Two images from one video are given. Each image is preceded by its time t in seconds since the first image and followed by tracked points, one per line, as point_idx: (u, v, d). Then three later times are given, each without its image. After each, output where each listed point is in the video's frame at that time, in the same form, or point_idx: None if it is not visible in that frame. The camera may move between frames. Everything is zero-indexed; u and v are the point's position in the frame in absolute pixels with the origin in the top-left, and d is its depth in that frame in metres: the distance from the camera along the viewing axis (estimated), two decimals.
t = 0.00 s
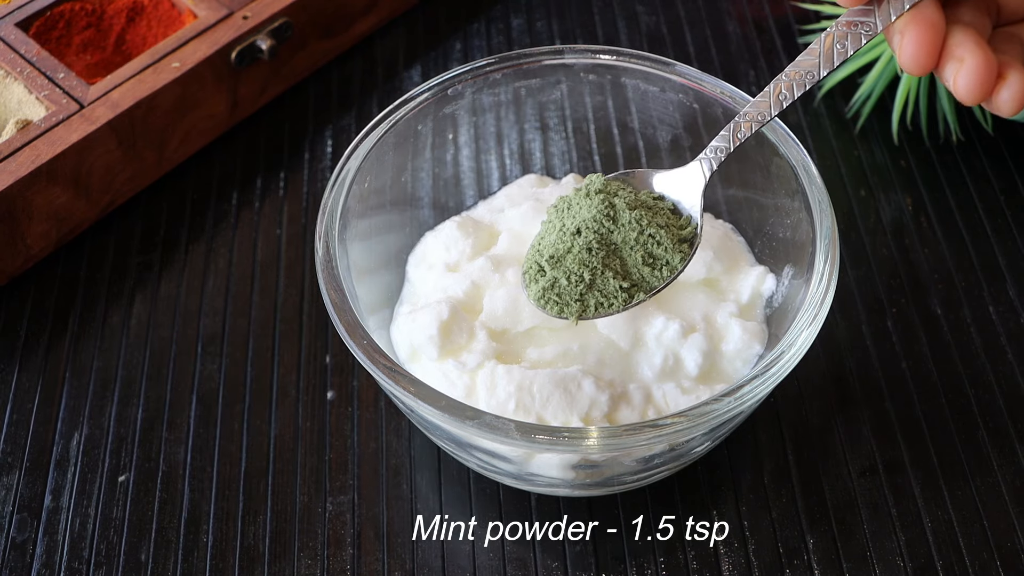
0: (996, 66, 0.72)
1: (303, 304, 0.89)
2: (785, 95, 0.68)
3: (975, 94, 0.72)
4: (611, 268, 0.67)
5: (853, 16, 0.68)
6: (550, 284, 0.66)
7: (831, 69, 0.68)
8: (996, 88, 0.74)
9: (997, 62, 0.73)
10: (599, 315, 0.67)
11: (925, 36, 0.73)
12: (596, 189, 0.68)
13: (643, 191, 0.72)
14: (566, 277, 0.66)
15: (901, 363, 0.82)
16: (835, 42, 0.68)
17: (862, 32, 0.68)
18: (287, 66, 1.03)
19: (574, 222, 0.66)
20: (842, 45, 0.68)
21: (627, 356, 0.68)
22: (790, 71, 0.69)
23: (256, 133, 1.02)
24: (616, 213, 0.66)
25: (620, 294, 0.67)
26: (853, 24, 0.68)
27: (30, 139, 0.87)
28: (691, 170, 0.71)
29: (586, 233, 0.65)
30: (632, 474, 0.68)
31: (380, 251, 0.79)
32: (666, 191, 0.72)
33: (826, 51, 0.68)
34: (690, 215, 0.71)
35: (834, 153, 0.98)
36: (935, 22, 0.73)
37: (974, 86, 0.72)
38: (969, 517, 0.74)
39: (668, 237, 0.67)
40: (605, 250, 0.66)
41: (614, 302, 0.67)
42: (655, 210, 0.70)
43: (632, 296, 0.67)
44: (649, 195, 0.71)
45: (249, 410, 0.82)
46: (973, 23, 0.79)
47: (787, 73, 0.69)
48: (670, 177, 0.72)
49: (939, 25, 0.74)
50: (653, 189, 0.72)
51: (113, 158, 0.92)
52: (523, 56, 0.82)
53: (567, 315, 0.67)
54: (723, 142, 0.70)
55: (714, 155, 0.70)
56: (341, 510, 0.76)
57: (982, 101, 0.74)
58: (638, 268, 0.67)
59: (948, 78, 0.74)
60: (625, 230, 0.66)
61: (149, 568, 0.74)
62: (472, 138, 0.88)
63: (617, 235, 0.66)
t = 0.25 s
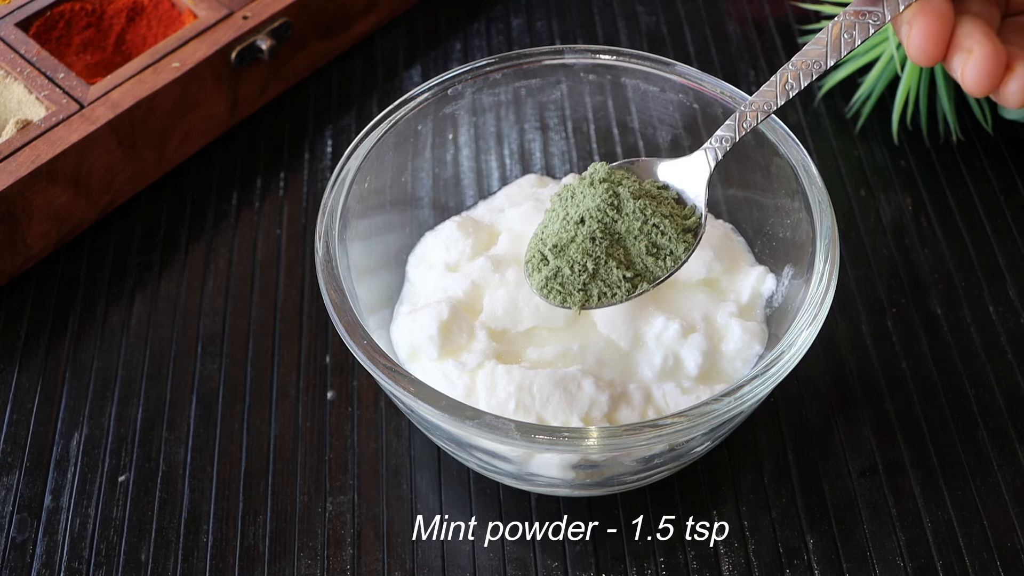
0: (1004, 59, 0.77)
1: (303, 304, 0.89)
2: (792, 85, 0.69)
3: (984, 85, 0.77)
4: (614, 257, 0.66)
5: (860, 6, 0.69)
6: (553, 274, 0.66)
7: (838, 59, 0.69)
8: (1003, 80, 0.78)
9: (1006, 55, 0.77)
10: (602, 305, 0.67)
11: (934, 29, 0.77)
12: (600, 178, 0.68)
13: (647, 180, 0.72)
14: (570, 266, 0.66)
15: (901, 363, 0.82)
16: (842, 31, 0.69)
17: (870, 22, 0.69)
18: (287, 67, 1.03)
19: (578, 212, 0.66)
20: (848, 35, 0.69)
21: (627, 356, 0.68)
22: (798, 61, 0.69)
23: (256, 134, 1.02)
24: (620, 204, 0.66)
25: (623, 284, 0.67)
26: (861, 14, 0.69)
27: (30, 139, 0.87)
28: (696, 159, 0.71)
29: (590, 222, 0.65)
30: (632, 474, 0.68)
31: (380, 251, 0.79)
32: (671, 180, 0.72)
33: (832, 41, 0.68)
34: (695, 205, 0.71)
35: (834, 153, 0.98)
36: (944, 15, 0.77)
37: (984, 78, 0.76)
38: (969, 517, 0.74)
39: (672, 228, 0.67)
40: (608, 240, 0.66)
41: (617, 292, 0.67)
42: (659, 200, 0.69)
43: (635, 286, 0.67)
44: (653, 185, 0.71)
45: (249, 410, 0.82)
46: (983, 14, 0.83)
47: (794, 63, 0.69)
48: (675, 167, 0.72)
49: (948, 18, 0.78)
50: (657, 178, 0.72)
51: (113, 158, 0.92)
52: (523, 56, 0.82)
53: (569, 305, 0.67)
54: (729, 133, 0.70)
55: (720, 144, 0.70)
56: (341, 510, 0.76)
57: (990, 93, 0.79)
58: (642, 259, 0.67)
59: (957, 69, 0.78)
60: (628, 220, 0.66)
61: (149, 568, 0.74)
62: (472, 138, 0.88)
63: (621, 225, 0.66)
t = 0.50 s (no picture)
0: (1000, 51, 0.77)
1: (303, 304, 0.89)
2: (792, 78, 0.68)
3: (979, 78, 0.77)
4: (614, 248, 0.66)
5: None
6: (553, 264, 0.67)
7: (837, 51, 0.69)
8: (1000, 72, 0.78)
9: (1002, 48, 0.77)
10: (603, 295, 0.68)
11: (931, 21, 0.78)
12: (601, 169, 0.68)
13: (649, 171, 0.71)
14: (570, 256, 0.66)
15: (901, 362, 0.82)
16: (841, 24, 0.68)
17: (868, 15, 0.68)
18: (287, 67, 1.03)
19: (578, 203, 0.66)
20: (848, 27, 0.68)
21: (627, 356, 0.68)
22: (797, 53, 0.69)
23: (256, 134, 1.02)
24: (620, 194, 0.66)
25: (623, 274, 0.67)
26: (859, 7, 0.68)
27: (30, 139, 0.87)
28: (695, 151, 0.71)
29: (589, 213, 0.66)
30: (632, 474, 0.68)
31: (380, 251, 0.79)
32: (670, 171, 0.72)
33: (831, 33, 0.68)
34: (694, 196, 0.71)
35: (834, 153, 0.98)
36: (941, 8, 0.78)
37: (979, 72, 0.77)
38: (969, 517, 0.74)
39: (673, 219, 0.67)
40: (608, 231, 0.66)
41: (616, 283, 0.67)
42: (661, 191, 0.69)
43: (636, 277, 0.68)
44: (655, 176, 0.70)
45: (249, 410, 0.82)
46: (980, 5, 0.83)
47: (793, 56, 0.68)
48: (674, 158, 0.72)
49: (944, 11, 0.78)
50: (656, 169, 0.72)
51: (113, 158, 0.92)
52: (523, 56, 0.82)
53: (569, 294, 0.68)
54: (727, 125, 0.70)
55: (718, 136, 0.70)
56: (341, 510, 0.76)
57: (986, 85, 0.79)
58: (642, 249, 0.67)
59: (954, 61, 0.79)
60: (628, 210, 0.66)
61: (149, 568, 0.74)
62: (472, 138, 0.88)
63: (621, 216, 0.66)
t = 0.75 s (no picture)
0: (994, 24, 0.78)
1: (303, 304, 0.89)
2: (793, 44, 0.70)
3: (972, 49, 0.78)
4: (616, 201, 0.67)
5: None
6: (558, 214, 0.69)
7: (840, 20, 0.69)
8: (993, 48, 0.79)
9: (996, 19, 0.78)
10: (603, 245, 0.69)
11: None
12: (606, 125, 0.69)
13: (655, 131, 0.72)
14: (573, 207, 0.68)
15: (901, 362, 0.82)
16: None
17: None
18: (286, 67, 1.03)
19: (582, 161, 0.68)
20: None
21: (627, 356, 0.68)
22: (800, 22, 0.70)
23: (255, 134, 1.02)
24: (624, 154, 0.68)
25: (624, 229, 0.68)
26: None
27: (30, 139, 0.87)
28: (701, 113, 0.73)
29: (592, 166, 0.67)
30: (632, 475, 0.68)
31: (380, 251, 0.79)
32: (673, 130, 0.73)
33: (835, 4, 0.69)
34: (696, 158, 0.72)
35: (834, 153, 0.98)
36: None
37: (972, 42, 0.77)
38: (969, 517, 0.74)
39: (674, 179, 0.68)
40: (612, 189, 0.67)
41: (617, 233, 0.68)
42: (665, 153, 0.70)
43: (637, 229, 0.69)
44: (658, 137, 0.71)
45: (249, 410, 0.82)
46: None
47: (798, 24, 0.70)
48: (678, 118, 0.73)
49: None
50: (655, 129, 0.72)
51: (113, 158, 0.92)
52: (523, 56, 0.82)
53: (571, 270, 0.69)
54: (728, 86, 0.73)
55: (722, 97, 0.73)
56: (341, 510, 0.76)
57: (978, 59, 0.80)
58: (643, 206, 0.68)
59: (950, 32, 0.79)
60: (631, 166, 0.67)
61: (149, 568, 0.74)
62: (472, 138, 0.88)
63: (625, 176, 0.67)
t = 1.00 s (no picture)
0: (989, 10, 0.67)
1: (303, 304, 0.89)
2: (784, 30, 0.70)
3: (963, 42, 0.68)
4: (619, 200, 0.68)
5: None
6: (562, 215, 0.69)
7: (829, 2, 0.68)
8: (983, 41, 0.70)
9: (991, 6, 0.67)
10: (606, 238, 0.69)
11: None
12: (605, 123, 0.69)
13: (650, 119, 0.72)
14: (577, 209, 0.69)
15: (902, 362, 0.82)
16: None
17: None
18: (286, 66, 1.03)
19: (584, 156, 0.69)
20: None
21: (627, 356, 0.68)
22: (794, 8, 0.69)
23: (255, 134, 1.02)
24: (623, 148, 0.68)
25: (625, 222, 0.69)
26: None
27: (29, 138, 0.87)
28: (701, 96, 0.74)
29: (594, 168, 0.68)
30: (632, 475, 0.68)
31: (380, 250, 0.79)
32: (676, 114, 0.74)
33: None
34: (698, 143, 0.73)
35: (835, 153, 0.98)
36: None
37: (964, 36, 0.67)
38: (970, 517, 0.73)
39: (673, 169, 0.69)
40: (612, 183, 0.68)
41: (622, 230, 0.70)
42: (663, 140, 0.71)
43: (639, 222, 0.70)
44: (658, 125, 0.72)
45: (249, 410, 0.82)
46: None
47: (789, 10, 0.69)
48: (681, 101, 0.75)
49: None
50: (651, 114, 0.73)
51: (112, 158, 0.92)
52: (523, 55, 0.82)
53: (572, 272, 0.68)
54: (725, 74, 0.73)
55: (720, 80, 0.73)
56: (341, 510, 0.76)
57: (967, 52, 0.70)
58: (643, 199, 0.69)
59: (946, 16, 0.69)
60: (631, 164, 0.68)
61: (149, 568, 0.74)
62: (472, 137, 0.88)
63: (625, 169, 0.68)
